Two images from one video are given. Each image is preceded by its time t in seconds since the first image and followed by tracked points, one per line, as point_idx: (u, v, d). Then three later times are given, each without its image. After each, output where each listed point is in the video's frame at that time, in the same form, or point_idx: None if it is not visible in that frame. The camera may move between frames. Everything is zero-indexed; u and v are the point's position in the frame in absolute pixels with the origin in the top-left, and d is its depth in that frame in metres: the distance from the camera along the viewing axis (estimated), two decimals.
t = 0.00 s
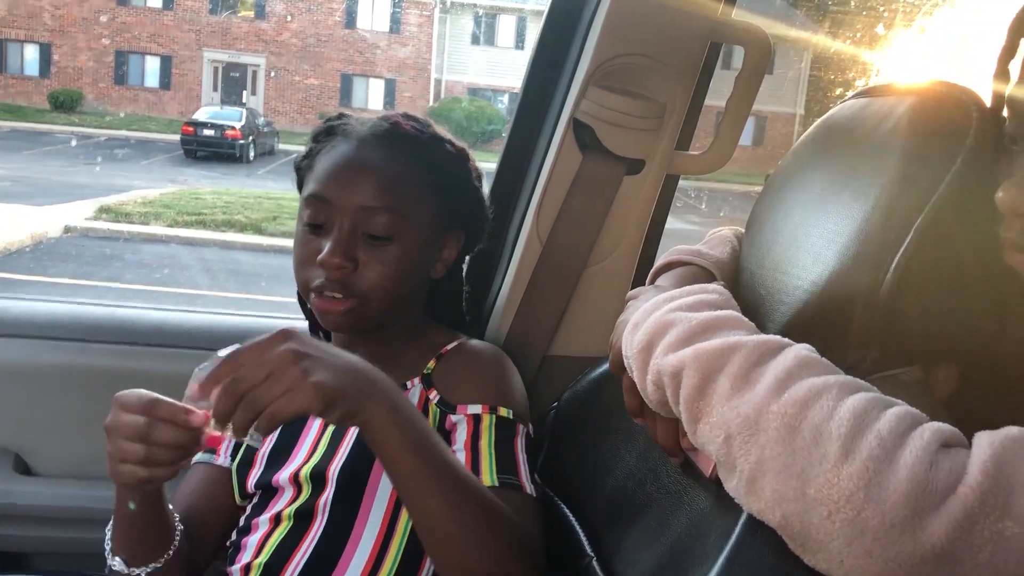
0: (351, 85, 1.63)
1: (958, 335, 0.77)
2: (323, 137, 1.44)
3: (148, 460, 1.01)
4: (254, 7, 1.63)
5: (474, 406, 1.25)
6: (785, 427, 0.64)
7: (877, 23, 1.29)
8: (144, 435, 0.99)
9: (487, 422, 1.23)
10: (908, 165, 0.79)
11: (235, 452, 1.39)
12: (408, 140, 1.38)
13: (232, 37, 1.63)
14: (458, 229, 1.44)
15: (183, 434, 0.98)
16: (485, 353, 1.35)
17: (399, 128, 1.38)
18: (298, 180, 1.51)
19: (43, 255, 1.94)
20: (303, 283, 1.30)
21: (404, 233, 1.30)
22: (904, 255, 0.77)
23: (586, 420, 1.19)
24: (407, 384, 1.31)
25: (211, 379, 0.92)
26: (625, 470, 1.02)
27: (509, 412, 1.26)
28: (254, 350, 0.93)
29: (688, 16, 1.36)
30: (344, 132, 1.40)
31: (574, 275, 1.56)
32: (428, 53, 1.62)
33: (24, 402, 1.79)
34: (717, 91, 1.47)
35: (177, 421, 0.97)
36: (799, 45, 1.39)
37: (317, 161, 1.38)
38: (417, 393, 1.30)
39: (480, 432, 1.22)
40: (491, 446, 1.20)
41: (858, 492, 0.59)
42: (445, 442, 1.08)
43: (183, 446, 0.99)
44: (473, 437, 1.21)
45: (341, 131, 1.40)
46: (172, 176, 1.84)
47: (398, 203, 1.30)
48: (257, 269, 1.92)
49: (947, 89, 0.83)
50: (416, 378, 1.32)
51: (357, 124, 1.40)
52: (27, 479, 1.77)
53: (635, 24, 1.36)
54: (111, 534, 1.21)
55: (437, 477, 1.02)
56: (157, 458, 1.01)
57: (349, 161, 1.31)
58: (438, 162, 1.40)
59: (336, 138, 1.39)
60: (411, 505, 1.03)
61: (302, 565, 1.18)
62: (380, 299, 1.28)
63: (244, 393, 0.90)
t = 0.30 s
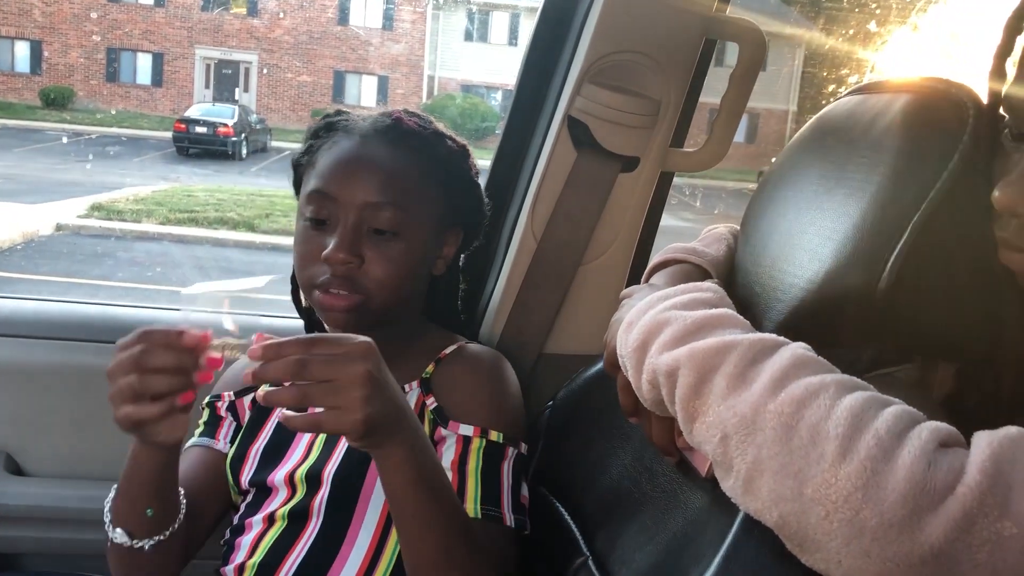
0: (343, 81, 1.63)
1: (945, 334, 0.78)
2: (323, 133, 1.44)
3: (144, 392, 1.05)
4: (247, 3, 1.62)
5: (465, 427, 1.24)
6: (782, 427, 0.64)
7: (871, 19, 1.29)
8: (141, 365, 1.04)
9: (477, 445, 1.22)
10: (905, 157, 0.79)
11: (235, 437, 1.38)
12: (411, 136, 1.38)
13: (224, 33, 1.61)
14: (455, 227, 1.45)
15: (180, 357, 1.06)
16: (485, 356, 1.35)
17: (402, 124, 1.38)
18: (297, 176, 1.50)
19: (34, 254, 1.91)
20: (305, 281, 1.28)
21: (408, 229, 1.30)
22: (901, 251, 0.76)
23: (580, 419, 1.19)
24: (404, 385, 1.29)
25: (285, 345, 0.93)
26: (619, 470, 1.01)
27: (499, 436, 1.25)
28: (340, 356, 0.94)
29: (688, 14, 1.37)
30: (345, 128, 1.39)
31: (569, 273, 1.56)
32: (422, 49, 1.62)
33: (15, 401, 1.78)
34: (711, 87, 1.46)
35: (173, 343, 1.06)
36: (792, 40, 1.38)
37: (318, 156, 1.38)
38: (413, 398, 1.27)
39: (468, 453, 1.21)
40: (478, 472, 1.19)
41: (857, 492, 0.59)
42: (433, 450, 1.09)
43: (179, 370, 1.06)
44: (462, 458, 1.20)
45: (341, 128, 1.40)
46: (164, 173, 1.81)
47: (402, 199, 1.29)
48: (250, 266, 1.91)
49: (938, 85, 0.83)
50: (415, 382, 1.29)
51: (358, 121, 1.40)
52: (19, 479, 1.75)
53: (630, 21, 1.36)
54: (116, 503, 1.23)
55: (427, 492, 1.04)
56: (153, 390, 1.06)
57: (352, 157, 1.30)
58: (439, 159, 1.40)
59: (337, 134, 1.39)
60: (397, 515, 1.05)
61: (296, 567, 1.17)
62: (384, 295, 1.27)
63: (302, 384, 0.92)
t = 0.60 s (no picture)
0: (338, 78, 1.63)
1: (940, 327, 0.78)
2: (319, 129, 1.44)
3: (148, 380, 1.06)
4: None
5: (461, 422, 1.23)
6: (778, 422, 0.64)
7: (864, 15, 1.28)
8: (146, 351, 1.05)
9: (472, 442, 1.22)
10: (902, 152, 0.79)
11: (230, 436, 1.37)
12: (408, 132, 1.38)
13: (218, 29, 1.60)
14: (452, 223, 1.45)
15: (184, 346, 1.06)
16: (483, 351, 1.35)
17: (397, 120, 1.38)
18: (291, 174, 1.50)
19: (28, 250, 1.89)
20: (303, 277, 1.27)
21: (407, 223, 1.30)
22: (894, 246, 0.77)
23: (576, 414, 1.18)
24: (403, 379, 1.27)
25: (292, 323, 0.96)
26: (615, 465, 1.01)
27: (495, 431, 1.25)
28: (342, 339, 0.96)
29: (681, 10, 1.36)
30: (339, 126, 1.39)
31: (564, 269, 1.55)
32: (416, 46, 1.61)
33: (9, 398, 1.77)
34: (706, 83, 1.45)
35: (177, 332, 1.06)
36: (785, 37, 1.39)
37: (314, 152, 1.38)
38: (412, 391, 1.26)
39: (463, 452, 1.21)
40: (473, 470, 1.20)
41: (852, 487, 0.59)
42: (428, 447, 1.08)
43: (183, 360, 1.07)
44: (456, 456, 1.20)
45: (335, 126, 1.40)
46: (158, 169, 1.82)
47: (401, 193, 1.30)
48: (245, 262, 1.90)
49: (938, 81, 0.84)
50: (414, 375, 1.27)
51: (352, 117, 1.40)
52: (13, 476, 1.74)
53: (625, 17, 1.36)
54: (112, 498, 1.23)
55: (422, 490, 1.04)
56: (156, 378, 1.06)
57: (348, 152, 1.30)
58: (433, 152, 1.40)
59: (332, 131, 1.39)
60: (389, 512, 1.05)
61: (291, 566, 1.17)
62: (383, 289, 1.27)
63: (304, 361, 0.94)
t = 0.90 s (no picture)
0: (336, 64, 1.59)
1: (953, 321, 0.76)
2: (290, 124, 1.45)
3: (42, 456, 1.10)
4: None
5: (458, 415, 1.22)
6: (779, 417, 0.64)
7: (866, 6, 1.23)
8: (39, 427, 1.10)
9: (468, 435, 1.21)
10: (898, 140, 0.79)
11: (222, 442, 1.40)
12: (380, 112, 1.37)
13: (215, 15, 1.61)
14: (435, 202, 1.44)
15: (75, 421, 1.12)
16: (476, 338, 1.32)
17: (365, 101, 1.36)
18: (268, 171, 1.51)
19: (25, 236, 1.89)
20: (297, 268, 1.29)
21: (392, 199, 1.30)
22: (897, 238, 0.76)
23: (575, 406, 1.18)
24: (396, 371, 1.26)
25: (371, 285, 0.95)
26: (614, 459, 1.01)
27: (491, 425, 1.24)
28: (412, 315, 0.95)
29: None
30: (309, 116, 1.39)
31: (563, 259, 1.54)
32: (415, 32, 1.58)
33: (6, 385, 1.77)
34: (710, 73, 1.44)
35: (68, 409, 1.11)
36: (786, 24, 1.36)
37: (288, 148, 1.38)
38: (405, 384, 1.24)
39: (461, 446, 1.20)
40: (470, 464, 1.19)
41: (854, 483, 0.58)
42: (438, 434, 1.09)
43: (75, 436, 1.12)
44: (452, 450, 1.19)
45: (305, 117, 1.40)
46: (156, 156, 1.77)
47: (383, 170, 1.30)
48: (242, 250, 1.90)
49: (941, 73, 0.83)
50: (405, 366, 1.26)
51: (320, 106, 1.39)
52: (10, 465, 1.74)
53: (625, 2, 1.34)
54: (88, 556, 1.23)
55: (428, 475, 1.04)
56: (52, 454, 1.11)
57: (322, 137, 1.31)
58: (414, 136, 1.38)
59: (303, 122, 1.39)
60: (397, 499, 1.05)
61: (287, 558, 1.17)
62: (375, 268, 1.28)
63: (374, 324, 0.93)
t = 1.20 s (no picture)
0: (339, 39, 1.56)
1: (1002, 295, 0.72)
2: (297, 96, 1.41)
3: (45, 415, 1.10)
4: None
5: (479, 387, 1.20)
6: (826, 393, 0.61)
7: None
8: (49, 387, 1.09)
9: (490, 410, 1.19)
10: (943, 108, 0.76)
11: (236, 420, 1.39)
12: (390, 81, 1.34)
13: None
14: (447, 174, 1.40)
15: (87, 391, 1.11)
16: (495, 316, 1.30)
17: (374, 71, 1.35)
18: (277, 144, 1.48)
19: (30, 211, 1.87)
20: (311, 242, 1.28)
21: (404, 171, 1.26)
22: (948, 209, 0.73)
23: (599, 382, 1.16)
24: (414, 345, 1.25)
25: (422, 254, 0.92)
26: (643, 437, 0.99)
27: (513, 399, 1.22)
28: (461, 284, 0.92)
29: None
30: (316, 88, 1.36)
31: (582, 232, 1.52)
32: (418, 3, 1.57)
33: (16, 361, 1.75)
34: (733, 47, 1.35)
35: (84, 378, 1.10)
36: None
37: (296, 120, 1.34)
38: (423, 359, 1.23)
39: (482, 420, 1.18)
40: (492, 439, 1.17)
41: (907, 462, 0.56)
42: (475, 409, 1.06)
43: (82, 404, 1.11)
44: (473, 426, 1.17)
45: (311, 88, 1.37)
46: (161, 131, 1.74)
47: (395, 141, 1.26)
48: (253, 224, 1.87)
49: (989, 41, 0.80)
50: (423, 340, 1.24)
51: (329, 77, 1.36)
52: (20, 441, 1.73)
53: None
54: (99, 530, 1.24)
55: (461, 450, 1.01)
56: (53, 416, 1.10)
57: (329, 110, 1.27)
58: (422, 104, 1.35)
59: (310, 94, 1.36)
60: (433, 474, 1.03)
61: (308, 533, 1.16)
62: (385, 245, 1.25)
63: (425, 291, 0.90)
